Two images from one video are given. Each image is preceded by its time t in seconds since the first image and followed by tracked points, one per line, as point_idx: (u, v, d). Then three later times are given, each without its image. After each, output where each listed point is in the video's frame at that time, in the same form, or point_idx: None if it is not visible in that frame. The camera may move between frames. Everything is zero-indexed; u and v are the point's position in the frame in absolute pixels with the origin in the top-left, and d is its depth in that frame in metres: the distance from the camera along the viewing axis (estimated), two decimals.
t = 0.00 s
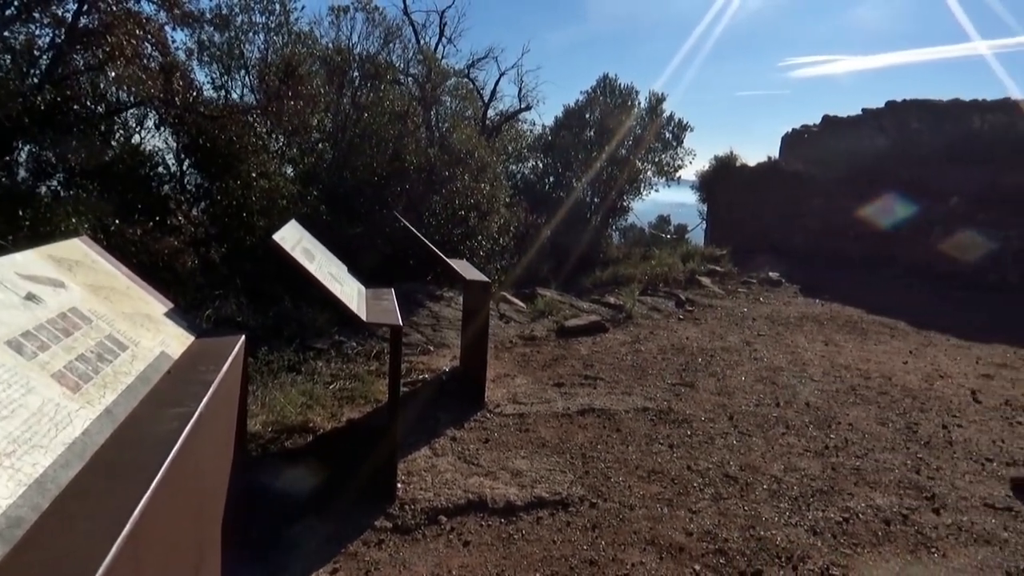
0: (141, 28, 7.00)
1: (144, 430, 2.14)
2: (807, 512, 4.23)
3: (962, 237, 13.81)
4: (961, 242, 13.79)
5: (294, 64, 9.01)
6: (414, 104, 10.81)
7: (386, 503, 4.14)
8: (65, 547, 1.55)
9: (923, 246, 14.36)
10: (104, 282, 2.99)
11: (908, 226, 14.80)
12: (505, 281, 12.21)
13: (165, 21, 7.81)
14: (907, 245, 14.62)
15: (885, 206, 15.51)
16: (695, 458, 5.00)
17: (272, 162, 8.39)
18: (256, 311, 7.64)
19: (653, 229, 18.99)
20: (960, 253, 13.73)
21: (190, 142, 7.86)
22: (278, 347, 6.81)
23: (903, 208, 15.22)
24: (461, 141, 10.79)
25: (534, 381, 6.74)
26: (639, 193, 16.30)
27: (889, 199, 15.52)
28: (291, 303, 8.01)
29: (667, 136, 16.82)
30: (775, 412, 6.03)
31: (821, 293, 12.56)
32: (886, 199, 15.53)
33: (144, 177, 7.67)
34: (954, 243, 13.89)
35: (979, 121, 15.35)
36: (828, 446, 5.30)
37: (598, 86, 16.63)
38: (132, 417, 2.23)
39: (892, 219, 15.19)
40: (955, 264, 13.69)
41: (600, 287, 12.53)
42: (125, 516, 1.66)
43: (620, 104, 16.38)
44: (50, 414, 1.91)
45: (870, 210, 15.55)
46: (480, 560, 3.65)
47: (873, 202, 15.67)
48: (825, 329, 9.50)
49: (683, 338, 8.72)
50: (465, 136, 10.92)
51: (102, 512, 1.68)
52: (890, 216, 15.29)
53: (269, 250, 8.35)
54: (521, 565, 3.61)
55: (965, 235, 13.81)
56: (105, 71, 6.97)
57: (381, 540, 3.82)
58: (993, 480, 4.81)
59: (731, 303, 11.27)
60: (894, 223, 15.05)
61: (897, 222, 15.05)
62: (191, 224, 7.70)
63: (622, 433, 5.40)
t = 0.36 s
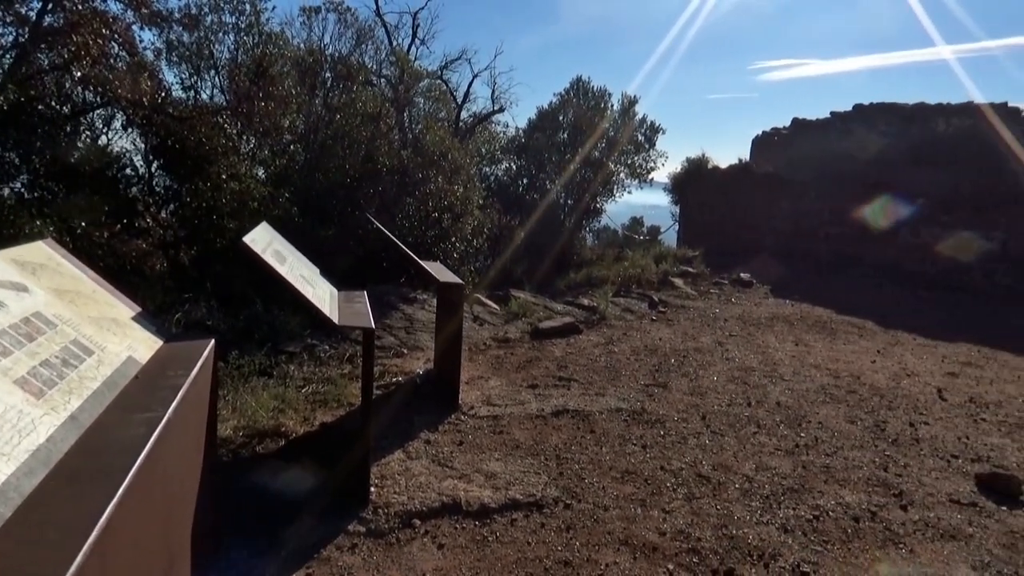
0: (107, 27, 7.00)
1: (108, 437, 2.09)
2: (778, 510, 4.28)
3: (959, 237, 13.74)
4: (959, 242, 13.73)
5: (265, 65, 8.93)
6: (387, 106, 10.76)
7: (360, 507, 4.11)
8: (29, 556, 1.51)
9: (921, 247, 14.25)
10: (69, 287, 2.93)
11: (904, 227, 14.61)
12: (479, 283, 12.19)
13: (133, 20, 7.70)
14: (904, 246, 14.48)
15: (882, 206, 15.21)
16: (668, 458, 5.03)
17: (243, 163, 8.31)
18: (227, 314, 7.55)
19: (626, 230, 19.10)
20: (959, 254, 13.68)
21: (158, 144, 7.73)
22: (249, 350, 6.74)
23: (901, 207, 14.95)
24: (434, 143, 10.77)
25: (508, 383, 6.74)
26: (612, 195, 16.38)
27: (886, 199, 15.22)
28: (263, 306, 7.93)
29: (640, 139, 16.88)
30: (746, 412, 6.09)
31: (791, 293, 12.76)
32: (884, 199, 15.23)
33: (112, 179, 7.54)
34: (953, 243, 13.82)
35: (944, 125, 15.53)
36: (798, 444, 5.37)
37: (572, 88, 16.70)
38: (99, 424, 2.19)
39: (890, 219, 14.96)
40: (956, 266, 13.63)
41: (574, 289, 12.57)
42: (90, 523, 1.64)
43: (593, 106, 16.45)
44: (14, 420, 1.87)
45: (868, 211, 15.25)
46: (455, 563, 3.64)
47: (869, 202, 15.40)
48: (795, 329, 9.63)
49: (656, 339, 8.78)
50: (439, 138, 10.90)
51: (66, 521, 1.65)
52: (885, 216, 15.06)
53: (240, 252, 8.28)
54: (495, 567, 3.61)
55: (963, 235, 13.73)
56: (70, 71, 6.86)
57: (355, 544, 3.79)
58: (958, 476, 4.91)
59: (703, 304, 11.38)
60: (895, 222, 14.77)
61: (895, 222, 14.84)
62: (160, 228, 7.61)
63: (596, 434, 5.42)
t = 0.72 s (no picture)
0: (73, 26, 6.82)
1: (75, 443, 2.05)
2: (751, 508, 4.32)
3: (953, 241, 13.86)
4: (952, 245, 13.86)
5: (237, 65, 8.81)
6: (360, 107, 10.70)
7: (333, 511, 4.07)
8: None
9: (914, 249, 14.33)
10: (34, 290, 2.87)
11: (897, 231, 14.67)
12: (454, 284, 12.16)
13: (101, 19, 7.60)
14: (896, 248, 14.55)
15: (876, 211, 15.25)
16: (642, 457, 5.06)
17: (213, 164, 8.23)
18: (199, 317, 7.45)
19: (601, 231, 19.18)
20: (953, 257, 13.80)
21: (128, 144, 7.66)
22: (220, 353, 6.65)
23: (894, 211, 15.04)
24: (408, 144, 10.73)
25: (483, 385, 6.72)
26: (587, 197, 16.43)
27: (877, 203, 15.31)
28: (234, 308, 7.84)
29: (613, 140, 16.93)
30: (719, 411, 6.15)
31: (763, 293, 12.91)
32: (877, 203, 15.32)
33: (80, 181, 7.41)
34: (947, 246, 13.93)
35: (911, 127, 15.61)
36: (770, 442, 5.43)
37: (546, 90, 16.73)
38: (65, 429, 2.15)
39: (883, 223, 15.04)
40: (951, 269, 13.75)
41: (548, 290, 12.59)
42: (56, 530, 1.62)
43: (567, 108, 16.49)
44: None
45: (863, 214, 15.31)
46: (430, 566, 3.63)
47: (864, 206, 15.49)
48: (768, 329, 9.73)
49: (630, 339, 8.82)
50: (413, 139, 10.87)
51: (29, 528, 1.62)
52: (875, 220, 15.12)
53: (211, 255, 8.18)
54: (470, 569, 3.60)
55: (956, 238, 13.87)
56: (36, 71, 6.67)
57: (329, 548, 3.77)
58: (925, 472, 5.00)
59: (677, 304, 11.46)
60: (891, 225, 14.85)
61: (888, 226, 14.91)
62: (128, 229, 7.44)
63: (571, 435, 5.43)
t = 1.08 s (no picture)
0: (39, 24, 6.69)
1: (43, 450, 2.02)
2: (725, 507, 4.36)
3: (954, 241, 13.82)
4: (953, 246, 13.83)
5: (208, 66, 8.71)
6: (333, 108, 10.64)
7: (307, 516, 4.04)
8: None
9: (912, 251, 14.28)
10: None
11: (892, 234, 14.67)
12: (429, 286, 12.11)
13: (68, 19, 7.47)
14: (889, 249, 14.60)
15: (874, 211, 15.07)
16: (617, 457, 5.08)
17: (184, 166, 8.17)
18: (169, 321, 7.34)
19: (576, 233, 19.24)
20: (955, 257, 13.80)
21: (95, 145, 7.52)
22: (192, 357, 6.56)
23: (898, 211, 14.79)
24: (382, 146, 10.67)
25: (459, 387, 6.70)
26: (562, 198, 16.46)
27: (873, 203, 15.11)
28: (206, 312, 7.73)
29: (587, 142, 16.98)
30: (694, 410, 6.19)
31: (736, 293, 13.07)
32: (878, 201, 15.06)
33: (45, 183, 7.24)
34: (947, 246, 13.89)
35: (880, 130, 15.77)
36: (744, 441, 5.49)
37: (520, 91, 16.75)
38: (32, 436, 2.11)
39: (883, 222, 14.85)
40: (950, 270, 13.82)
41: (524, 291, 12.60)
42: (23, 541, 1.58)
43: (541, 109, 16.53)
44: None
45: (866, 213, 15.13)
46: (406, 569, 3.62)
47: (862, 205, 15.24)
48: (741, 329, 9.81)
49: (605, 340, 8.85)
50: (387, 140, 10.82)
51: None
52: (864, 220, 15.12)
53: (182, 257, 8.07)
54: (446, 571, 3.59)
55: (957, 239, 13.82)
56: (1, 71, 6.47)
57: (303, 553, 3.73)
58: (895, 468, 5.08)
59: (651, 305, 11.53)
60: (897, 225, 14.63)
61: (888, 226, 14.73)
62: (96, 232, 7.31)
63: (546, 436, 5.44)
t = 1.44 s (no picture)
0: (6, 26, 6.59)
1: (9, 456, 1.98)
2: (699, 505, 4.40)
3: (952, 240, 13.95)
4: (952, 245, 13.97)
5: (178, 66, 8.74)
6: (306, 110, 10.58)
7: (281, 521, 4.01)
8: None
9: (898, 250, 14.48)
10: None
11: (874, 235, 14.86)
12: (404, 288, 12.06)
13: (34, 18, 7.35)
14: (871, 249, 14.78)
15: (874, 210, 15.06)
16: (593, 457, 5.10)
17: (155, 169, 8.18)
18: (140, 325, 7.23)
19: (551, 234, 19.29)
20: (952, 256, 13.90)
21: (62, 147, 7.44)
22: (163, 362, 6.48)
23: (890, 210, 14.96)
24: (355, 147, 10.64)
25: (435, 389, 6.68)
26: (536, 199, 16.49)
27: (861, 203, 15.25)
28: (178, 315, 7.63)
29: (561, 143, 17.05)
30: (669, 410, 6.24)
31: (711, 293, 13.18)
32: (868, 202, 15.20)
33: (13, 185, 7.17)
34: (946, 246, 13.99)
35: (850, 131, 16.00)
36: (718, 439, 5.54)
37: (495, 93, 16.77)
38: None
39: (882, 221, 14.85)
40: (935, 268, 14.06)
41: (499, 293, 12.59)
42: None
43: (515, 111, 16.56)
44: None
45: (860, 213, 15.12)
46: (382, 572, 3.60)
47: (863, 206, 15.23)
48: (715, 329, 9.89)
49: (581, 341, 8.89)
50: (360, 142, 10.79)
51: None
52: (852, 219, 15.20)
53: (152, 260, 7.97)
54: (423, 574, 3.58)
55: (957, 238, 13.99)
56: None
57: (278, 558, 3.70)
58: (866, 464, 5.16)
59: (626, 305, 11.59)
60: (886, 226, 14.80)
61: (889, 224, 14.72)
62: (64, 235, 7.04)
63: (522, 437, 5.45)
